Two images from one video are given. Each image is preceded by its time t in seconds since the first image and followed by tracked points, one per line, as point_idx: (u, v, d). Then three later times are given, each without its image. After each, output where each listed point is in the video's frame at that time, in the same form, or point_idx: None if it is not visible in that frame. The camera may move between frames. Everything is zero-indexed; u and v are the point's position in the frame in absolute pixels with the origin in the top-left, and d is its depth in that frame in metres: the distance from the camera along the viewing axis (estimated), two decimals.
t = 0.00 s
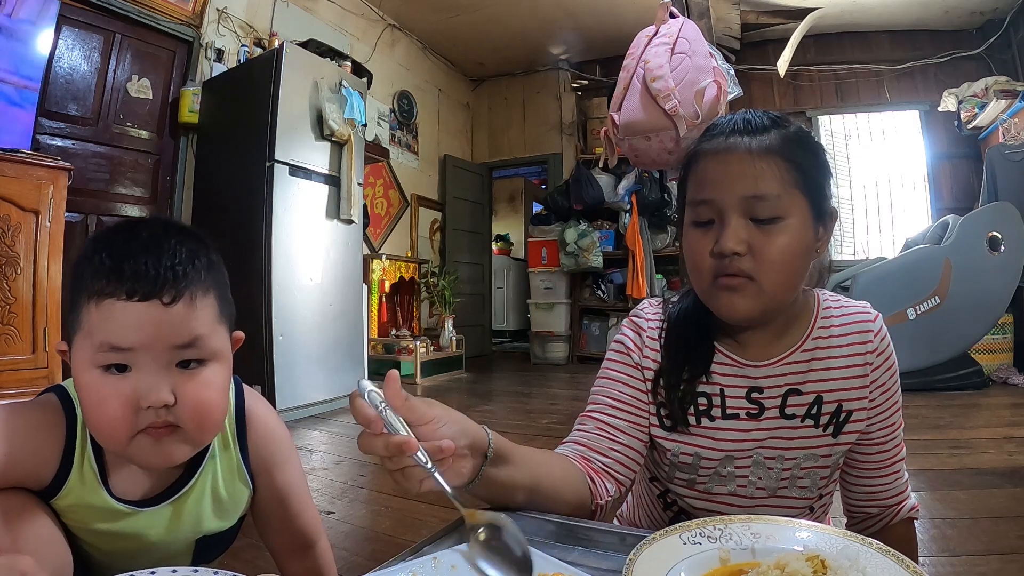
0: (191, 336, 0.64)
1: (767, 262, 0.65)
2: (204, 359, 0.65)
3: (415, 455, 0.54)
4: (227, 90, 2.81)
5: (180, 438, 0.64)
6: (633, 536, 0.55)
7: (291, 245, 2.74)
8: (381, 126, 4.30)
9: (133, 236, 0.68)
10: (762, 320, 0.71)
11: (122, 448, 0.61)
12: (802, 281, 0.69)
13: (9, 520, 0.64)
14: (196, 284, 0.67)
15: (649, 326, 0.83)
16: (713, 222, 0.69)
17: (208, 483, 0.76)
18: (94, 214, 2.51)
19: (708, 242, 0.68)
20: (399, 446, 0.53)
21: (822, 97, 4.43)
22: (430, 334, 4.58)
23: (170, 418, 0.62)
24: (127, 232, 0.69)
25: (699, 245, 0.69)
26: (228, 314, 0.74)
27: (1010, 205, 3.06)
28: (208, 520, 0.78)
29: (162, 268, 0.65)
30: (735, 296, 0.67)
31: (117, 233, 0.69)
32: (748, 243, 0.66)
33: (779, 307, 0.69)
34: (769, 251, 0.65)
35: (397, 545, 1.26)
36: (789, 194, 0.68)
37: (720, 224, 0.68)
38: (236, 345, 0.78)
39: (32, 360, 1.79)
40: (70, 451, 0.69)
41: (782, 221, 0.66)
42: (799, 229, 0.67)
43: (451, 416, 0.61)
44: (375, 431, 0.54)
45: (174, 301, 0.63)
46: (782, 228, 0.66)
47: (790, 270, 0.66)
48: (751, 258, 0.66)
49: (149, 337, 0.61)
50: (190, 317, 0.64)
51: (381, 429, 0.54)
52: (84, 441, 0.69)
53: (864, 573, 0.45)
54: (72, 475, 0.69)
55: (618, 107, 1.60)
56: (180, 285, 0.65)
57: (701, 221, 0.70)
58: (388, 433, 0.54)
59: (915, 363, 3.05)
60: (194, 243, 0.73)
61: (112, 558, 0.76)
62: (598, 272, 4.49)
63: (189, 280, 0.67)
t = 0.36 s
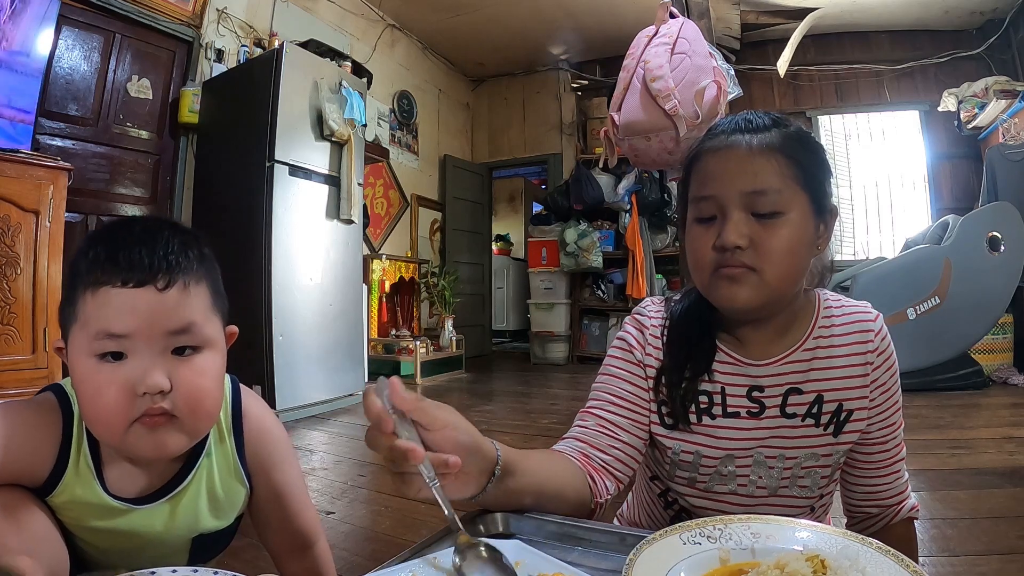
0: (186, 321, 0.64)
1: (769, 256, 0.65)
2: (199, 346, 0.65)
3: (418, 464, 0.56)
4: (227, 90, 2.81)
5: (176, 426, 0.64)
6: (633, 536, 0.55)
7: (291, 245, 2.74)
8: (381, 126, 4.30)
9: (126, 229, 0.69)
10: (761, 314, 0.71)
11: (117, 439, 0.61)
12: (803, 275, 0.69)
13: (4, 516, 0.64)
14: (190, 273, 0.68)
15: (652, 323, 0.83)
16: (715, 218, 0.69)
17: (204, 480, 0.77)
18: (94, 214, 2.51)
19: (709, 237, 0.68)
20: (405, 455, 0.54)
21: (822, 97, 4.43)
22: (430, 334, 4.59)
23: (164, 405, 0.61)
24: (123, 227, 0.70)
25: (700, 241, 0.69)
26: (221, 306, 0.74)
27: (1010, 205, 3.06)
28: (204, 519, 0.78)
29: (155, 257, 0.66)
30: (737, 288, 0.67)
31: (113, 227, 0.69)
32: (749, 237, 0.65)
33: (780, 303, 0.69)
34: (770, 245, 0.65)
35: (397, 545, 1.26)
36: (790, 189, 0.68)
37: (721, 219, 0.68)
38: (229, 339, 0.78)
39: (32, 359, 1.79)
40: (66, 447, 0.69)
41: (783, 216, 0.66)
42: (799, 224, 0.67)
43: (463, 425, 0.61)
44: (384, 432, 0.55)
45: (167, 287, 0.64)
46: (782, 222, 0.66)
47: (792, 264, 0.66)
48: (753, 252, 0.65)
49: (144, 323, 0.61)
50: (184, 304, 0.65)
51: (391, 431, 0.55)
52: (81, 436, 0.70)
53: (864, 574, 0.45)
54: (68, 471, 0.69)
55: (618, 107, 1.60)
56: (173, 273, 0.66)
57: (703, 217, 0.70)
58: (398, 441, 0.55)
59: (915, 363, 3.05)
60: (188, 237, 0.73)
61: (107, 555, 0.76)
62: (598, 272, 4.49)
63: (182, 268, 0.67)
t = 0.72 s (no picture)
0: (204, 326, 0.65)
1: (766, 249, 0.65)
2: (213, 349, 0.66)
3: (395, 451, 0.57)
4: (227, 90, 2.81)
5: (190, 426, 0.64)
6: (633, 536, 0.55)
7: (291, 244, 2.74)
8: (381, 126, 4.30)
9: (138, 229, 0.69)
10: (761, 308, 0.71)
11: (132, 438, 0.62)
12: (802, 269, 0.69)
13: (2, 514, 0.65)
14: (207, 278, 0.69)
15: (653, 324, 0.83)
16: (713, 215, 0.69)
17: (200, 480, 0.77)
18: (94, 214, 2.51)
19: (707, 233, 0.68)
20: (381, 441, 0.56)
21: (822, 97, 4.43)
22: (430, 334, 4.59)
23: (184, 405, 0.63)
24: (138, 226, 0.69)
25: (699, 238, 0.69)
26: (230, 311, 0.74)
27: (1010, 205, 3.06)
28: (201, 519, 0.78)
29: (175, 259, 0.66)
30: (735, 281, 0.66)
31: (127, 226, 0.69)
32: (746, 231, 0.66)
33: (779, 297, 0.69)
34: (767, 237, 0.65)
35: (397, 545, 1.26)
36: (786, 182, 0.68)
37: (719, 216, 0.68)
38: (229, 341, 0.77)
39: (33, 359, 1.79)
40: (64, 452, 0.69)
41: (779, 208, 0.66)
42: (796, 216, 0.67)
43: (436, 409, 0.62)
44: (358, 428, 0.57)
45: (189, 290, 0.65)
46: (779, 215, 0.66)
47: (790, 257, 0.66)
48: (750, 245, 0.65)
49: (163, 327, 0.62)
50: (202, 307, 0.66)
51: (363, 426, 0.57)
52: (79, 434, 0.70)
53: (864, 574, 0.45)
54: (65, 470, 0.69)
55: (618, 107, 1.60)
56: (193, 277, 0.67)
57: (701, 215, 0.70)
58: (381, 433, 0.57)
59: (915, 364, 3.05)
60: (198, 240, 0.74)
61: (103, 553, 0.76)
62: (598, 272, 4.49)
63: (201, 273, 0.68)
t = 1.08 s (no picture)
0: (213, 352, 0.63)
1: (769, 243, 0.65)
2: (221, 371, 0.65)
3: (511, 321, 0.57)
4: (227, 90, 2.81)
5: (201, 442, 0.64)
6: (633, 536, 0.55)
7: (291, 244, 2.74)
8: (381, 126, 4.30)
9: (145, 241, 0.66)
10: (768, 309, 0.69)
11: (141, 452, 0.61)
12: (805, 264, 0.68)
13: None
14: (217, 302, 0.68)
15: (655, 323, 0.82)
16: (713, 211, 0.69)
17: (201, 486, 0.76)
18: (95, 214, 2.51)
19: (707, 230, 0.68)
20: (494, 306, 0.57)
21: (822, 97, 4.43)
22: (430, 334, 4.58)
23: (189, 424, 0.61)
24: (149, 235, 0.67)
25: (699, 234, 0.69)
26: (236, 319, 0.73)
27: (1010, 205, 3.06)
28: (202, 522, 0.78)
29: (188, 283, 0.65)
30: (739, 277, 0.66)
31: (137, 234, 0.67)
32: (747, 224, 0.65)
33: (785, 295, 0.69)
34: (770, 231, 0.65)
35: (397, 545, 1.26)
36: (785, 176, 0.68)
37: (719, 212, 0.68)
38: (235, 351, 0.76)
39: (33, 359, 1.79)
40: (63, 451, 0.69)
41: (779, 202, 0.66)
42: (796, 210, 0.67)
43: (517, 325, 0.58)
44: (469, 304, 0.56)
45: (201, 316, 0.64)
46: (780, 208, 0.66)
47: (792, 250, 0.66)
48: (753, 239, 0.65)
49: (171, 351, 0.60)
50: (213, 333, 0.65)
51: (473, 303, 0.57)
52: (77, 438, 0.69)
53: (864, 573, 0.45)
54: (64, 473, 0.69)
55: (618, 107, 1.60)
56: (206, 303, 0.65)
57: (701, 211, 0.70)
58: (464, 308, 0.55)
59: (915, 364, 3.05)
60: (202, 244, 0.71)
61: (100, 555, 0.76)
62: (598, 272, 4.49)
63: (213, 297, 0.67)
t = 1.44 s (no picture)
0: (201, 385, 0.62)
1: (764, 253, 0.65)
2: (211, 399, 0.64)
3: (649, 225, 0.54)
4: (227, 90, 2.81)
5: (181, 467, 0.63)
6: (633, 536, 0.55)
7: (291, 244, 2.74)
8: (381, 126, 4.30)
9: (144, 265, 0.63)
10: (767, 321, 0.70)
11: (125, 468, 0.61)
12: (802, 270, 0.68)
13: None
14: (211, 331, 0.64)
15: (670, 309, 0.82)
16: (707, 217, 0.69)
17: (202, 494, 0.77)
18: (95, 214, 2.51)
19: (701, 235, 0.68)
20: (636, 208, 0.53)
21: (822, 97, 4.42)
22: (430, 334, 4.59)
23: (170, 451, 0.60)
24: (140, 249, 0.64)
25: (692, 238, 0.69)
26: (236, 335, 0.71)
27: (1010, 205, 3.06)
28: (202, 529, 0.78)
29: (181, 309, 0.62)
30: (733, 290, 0.67)
31: (127, 248, 0.64)
32: (740, 234, 0.66)
33: (784, 303, 0.68)
34: (764, 241, 0.65)
35: (397, 545, 1.26)
36: (780, 182, 0.68)
37: (712, 219, 0.68)
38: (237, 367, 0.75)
39: (33, 359, 1.79)
40: (64, 448, 0.69)
41: (773, 210, 0.66)
42: (791, 218, 0.66)
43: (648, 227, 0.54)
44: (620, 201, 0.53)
45: (188, 346, 0.61)
46: (774, 216, 0.66)
47: (789, 256, 0.66)
48: (747, 249, 0.65)
49: (158, 382, 0.59)
50: (203, 366, 0.62)
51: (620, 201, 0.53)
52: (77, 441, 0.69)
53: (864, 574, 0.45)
54: (64, 475, 0.69)
55: (618, 107, 1.60)
56: (199, 332, 0.63)
57: (695, 217, 0.70)
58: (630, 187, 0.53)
59: (915, 364, 3.05)
60: (203, 259, 0.68)
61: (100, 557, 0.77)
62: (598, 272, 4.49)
63: (208, 326, 0.64)
